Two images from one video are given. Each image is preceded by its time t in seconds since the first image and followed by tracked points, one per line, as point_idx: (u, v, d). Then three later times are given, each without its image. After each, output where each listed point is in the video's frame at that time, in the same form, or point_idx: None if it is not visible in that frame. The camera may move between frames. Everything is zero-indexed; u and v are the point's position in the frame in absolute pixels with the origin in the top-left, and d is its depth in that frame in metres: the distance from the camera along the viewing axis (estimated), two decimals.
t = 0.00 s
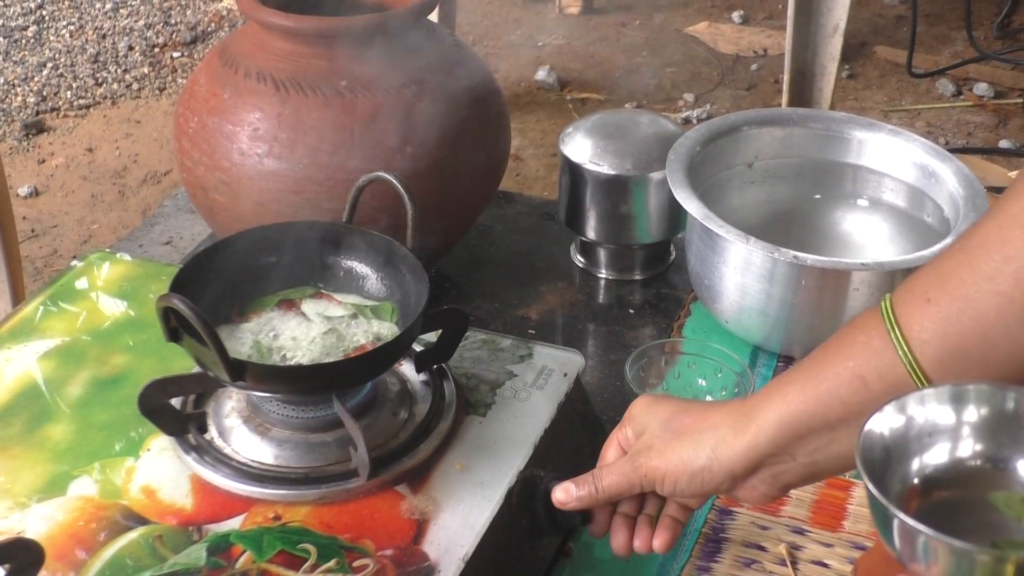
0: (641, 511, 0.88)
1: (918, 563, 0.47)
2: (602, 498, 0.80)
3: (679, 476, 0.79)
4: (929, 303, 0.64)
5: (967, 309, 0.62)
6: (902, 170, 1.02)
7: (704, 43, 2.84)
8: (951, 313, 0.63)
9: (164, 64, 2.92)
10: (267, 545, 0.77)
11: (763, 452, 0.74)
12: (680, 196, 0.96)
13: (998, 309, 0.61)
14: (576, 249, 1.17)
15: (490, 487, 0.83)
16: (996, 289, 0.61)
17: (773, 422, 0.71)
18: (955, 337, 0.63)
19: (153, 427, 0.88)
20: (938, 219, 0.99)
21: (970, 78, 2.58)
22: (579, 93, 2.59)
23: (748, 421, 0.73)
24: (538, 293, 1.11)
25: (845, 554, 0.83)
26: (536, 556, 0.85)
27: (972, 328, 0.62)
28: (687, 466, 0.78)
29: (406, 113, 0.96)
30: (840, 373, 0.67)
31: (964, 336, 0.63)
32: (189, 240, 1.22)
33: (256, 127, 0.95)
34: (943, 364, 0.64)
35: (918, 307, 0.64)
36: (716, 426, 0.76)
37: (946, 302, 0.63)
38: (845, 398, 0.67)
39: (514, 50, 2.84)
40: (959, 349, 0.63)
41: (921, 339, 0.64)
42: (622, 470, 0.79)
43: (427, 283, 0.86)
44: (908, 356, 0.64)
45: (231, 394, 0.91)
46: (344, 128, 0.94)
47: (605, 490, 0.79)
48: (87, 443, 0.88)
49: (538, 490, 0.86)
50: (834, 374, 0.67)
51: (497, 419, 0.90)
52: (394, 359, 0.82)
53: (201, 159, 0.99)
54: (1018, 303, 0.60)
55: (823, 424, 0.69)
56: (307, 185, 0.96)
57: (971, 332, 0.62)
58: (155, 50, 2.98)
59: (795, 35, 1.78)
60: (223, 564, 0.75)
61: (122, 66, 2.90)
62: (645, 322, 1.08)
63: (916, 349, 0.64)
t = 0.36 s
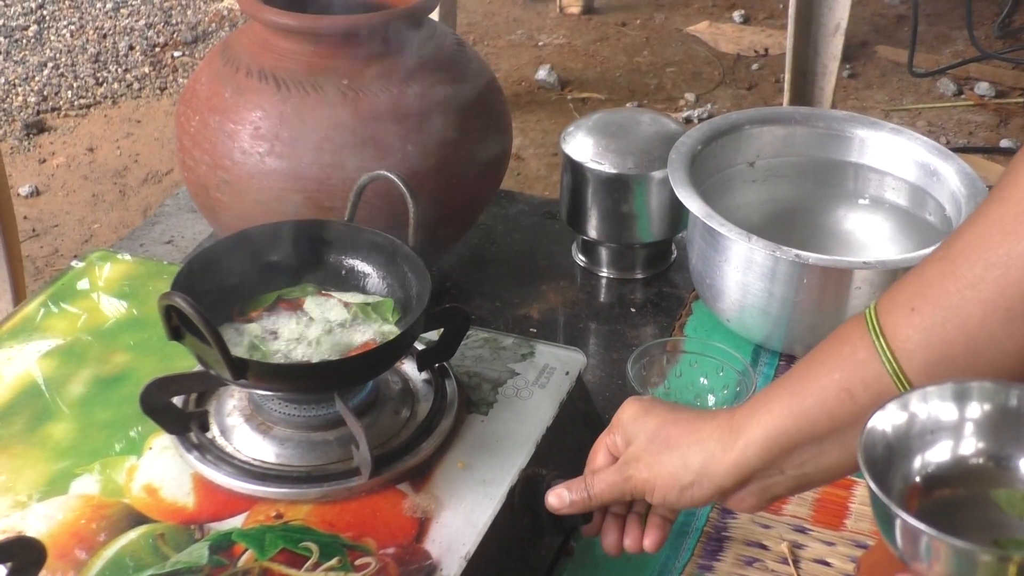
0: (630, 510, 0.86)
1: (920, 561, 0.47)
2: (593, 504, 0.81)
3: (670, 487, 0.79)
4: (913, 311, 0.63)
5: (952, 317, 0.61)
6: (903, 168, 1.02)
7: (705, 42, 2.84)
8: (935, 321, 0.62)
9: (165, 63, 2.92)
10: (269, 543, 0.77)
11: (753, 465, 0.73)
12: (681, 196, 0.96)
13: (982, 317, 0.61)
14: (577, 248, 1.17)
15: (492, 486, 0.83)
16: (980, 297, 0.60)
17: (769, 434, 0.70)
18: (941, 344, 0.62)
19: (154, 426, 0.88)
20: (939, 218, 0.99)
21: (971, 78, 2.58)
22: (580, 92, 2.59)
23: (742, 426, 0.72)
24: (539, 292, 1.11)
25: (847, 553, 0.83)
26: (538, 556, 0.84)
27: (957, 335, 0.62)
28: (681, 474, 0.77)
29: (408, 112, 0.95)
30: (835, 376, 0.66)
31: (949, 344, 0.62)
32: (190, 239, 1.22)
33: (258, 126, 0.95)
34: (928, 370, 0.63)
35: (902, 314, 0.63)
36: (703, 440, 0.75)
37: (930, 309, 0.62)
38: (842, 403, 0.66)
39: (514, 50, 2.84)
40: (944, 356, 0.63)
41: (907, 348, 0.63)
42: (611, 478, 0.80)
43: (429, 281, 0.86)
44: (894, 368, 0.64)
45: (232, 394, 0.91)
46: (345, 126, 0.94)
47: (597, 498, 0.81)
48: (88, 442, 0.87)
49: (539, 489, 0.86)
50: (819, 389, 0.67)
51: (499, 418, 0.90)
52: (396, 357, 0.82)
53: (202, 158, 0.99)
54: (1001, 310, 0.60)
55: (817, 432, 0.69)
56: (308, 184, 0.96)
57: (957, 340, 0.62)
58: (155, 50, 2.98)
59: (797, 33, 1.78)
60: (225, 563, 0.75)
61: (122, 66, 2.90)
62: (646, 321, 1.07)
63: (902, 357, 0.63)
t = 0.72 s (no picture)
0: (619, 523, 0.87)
1: (917, 558, 0.47)
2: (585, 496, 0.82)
3: (661, 478, 0.80)
4: (898, 310, 0.63)
5: (937, 316, 0.62)
6: (901, 168, 1.02)
7: (704, 42, 2.84)
8: (920, 319, 0.62)
9: (163, 64, 2.93)
10: (266, 543, 0.77)
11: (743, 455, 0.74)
12: (679, 196, 0.96)
13: (969, 316, 0.60)
14: (575, 248, 1.17)
15: (489, 486, 0.83)
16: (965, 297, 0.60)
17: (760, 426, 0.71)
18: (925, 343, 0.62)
19: (152, 426, 0.88)
20: (937, 218, 0.98)
21: (970, 78, 2.59)
22: (578, 93, 2.59)
23: (739, 421, 0.73)
24: (537, 292, 1.11)
25: (844, 552, 0.83)
26: (534, 555, 0.85)
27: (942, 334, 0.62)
28: (672, 464, 0.79)
29: (405, 112, 0.96)
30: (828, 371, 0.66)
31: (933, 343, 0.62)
32: (188, 239, 1.22)
33: (255, 126, 0.95)
34: (911, 369, 0.63)
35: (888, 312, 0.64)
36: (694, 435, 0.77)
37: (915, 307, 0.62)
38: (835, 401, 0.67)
39: (513, 50, 2.84)
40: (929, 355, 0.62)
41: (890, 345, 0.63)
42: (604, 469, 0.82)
43: (427, 281, 0.86)
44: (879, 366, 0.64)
45: (230, 394, 0.91)
46: (343, 127, 0.94)
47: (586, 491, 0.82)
48: (85, 442, 0.88)
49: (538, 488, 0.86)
50: (807, 389, 0.68)
51: (496, 418, 0.90)
52: (393, 357, 0.82)
53: (200, 158, 0.99)
54: (985, 309, 0.60)
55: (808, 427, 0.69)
56: (306, 184, 0.96)
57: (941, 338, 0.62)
58: (154, 50, 2.99)
59: (794, 33, 1.78)
60: (223, 563, 0.75)
61: (121, 66, 2.90)
62: (644, 321, 1.07)
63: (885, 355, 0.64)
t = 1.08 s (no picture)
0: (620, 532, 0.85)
1: (915, 555, 0.47)
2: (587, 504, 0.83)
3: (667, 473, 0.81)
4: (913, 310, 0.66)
5: (933, 326, 0.65)
6: (902, 168, 1.02)
7: (704, 42, 2.84)
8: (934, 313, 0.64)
9: (164, 63, 2.93)
10: (267, 542, 0.77)
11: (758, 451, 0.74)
12: (680, 195, 0.96)
13: (976, 322, 0.64)
14: (576, 247, 1.17)
15: (490, 484, 0.83)
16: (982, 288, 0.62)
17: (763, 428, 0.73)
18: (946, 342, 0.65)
19: (153, 425, 0.88)
20: (938, 217, 0.98)
21: (970, 77, 2.59)
22: (579, 92, 2.59)
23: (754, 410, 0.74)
24: (538, 291, 1.11)
25: (845, 552, 0.83)
26: (536, 553, 0.84)
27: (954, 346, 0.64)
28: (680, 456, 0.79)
29: (406, 112, 0.96)
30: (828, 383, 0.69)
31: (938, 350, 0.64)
32: (188, 239, 1.22)
33: (256, 125, 0.95)
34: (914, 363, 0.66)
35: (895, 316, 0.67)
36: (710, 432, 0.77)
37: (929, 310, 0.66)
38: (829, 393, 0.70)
39: (513, 49, 2.84)
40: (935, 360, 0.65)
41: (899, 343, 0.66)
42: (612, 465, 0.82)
43: (428, 279, 0.86)
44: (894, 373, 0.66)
45: (231, 392, 0.91)
46: (344, 126, 0.94)
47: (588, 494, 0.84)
48: (86, 441, 0.87)
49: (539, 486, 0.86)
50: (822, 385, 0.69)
51: (498, 417, 0.90)
52: (395, 356, 0.82)
53: (201, 157, 0.99)
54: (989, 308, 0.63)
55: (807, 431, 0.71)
56: (307, 182, 0.96)
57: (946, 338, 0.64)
58: (155, 50, 2.99)
59: (795, 32, 1.78)
60: (224, 561, 0.75)
61: (121, 66, 2.90)
62: (645, 320, 1.07)
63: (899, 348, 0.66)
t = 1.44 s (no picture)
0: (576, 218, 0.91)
1: (921, 548, 0.54)
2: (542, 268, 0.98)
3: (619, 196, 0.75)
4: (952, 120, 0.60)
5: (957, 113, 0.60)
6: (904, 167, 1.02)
7: (705, 41, 2.84)
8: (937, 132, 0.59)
9: (165, 62, 2.93)
10: (268, 540, 0.77)
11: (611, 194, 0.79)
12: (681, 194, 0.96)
13: (964, 204, 0.59)
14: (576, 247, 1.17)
15: (491, 483, 0.83)
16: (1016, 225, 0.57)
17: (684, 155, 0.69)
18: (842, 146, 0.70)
19: (154, 423, 0.88)
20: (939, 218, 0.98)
21: (972, 77, 2.58)
22: (580, 91, 2.59)
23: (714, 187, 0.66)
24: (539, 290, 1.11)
25: (846, 550, 0.82)
26: (537, 552, 0.83)
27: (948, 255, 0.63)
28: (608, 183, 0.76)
29: (407, 111, 0.95)
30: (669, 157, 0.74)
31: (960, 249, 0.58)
32: (189, 238, 1.22)
33: (257, 124, 0.95)
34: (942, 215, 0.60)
35: (840, 175, 0.62)
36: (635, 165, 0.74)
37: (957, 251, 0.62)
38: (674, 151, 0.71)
39: (514, 49, 2.84)
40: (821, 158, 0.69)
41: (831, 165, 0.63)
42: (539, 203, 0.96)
43: (429, 278, 0.86)
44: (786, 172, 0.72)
45: (232, 391, 0.91)
46: (345, 124, 0.94)
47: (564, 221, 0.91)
48: (87, 439, 0.87)
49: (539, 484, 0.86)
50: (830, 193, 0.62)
51: (498, 415, 0.90)
52: (396, 354, 0.83)
53: (201, 156, 0.99)
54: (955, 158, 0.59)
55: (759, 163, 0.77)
56: (307, 181, 0.96)
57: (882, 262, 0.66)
58: (155, 49, 2.99)
59: (797, 32, 1.78)
60: (225, 560, 0.75)
61: (122, 65, 2.90)
62: (646, 319, 1.07)
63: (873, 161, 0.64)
